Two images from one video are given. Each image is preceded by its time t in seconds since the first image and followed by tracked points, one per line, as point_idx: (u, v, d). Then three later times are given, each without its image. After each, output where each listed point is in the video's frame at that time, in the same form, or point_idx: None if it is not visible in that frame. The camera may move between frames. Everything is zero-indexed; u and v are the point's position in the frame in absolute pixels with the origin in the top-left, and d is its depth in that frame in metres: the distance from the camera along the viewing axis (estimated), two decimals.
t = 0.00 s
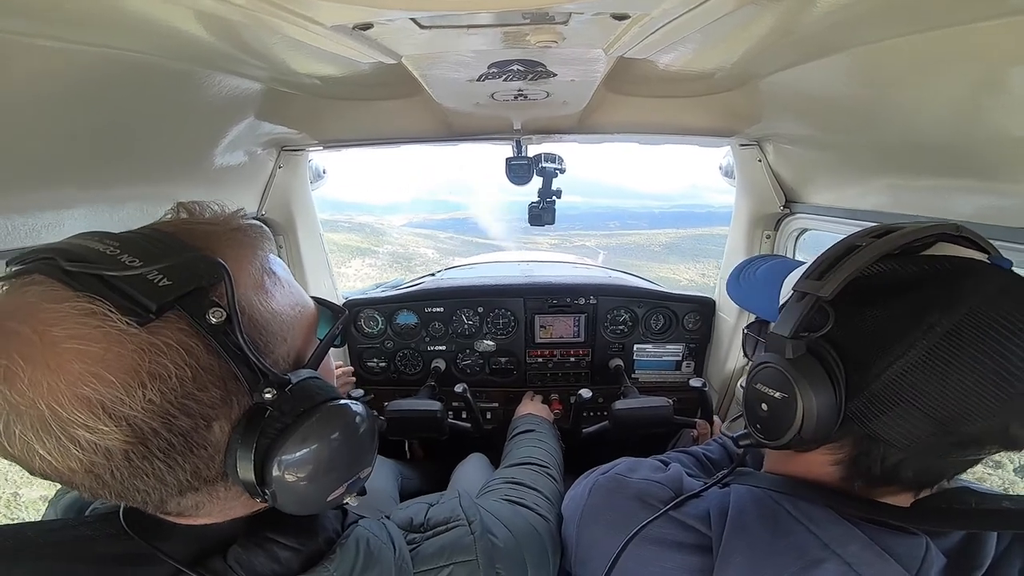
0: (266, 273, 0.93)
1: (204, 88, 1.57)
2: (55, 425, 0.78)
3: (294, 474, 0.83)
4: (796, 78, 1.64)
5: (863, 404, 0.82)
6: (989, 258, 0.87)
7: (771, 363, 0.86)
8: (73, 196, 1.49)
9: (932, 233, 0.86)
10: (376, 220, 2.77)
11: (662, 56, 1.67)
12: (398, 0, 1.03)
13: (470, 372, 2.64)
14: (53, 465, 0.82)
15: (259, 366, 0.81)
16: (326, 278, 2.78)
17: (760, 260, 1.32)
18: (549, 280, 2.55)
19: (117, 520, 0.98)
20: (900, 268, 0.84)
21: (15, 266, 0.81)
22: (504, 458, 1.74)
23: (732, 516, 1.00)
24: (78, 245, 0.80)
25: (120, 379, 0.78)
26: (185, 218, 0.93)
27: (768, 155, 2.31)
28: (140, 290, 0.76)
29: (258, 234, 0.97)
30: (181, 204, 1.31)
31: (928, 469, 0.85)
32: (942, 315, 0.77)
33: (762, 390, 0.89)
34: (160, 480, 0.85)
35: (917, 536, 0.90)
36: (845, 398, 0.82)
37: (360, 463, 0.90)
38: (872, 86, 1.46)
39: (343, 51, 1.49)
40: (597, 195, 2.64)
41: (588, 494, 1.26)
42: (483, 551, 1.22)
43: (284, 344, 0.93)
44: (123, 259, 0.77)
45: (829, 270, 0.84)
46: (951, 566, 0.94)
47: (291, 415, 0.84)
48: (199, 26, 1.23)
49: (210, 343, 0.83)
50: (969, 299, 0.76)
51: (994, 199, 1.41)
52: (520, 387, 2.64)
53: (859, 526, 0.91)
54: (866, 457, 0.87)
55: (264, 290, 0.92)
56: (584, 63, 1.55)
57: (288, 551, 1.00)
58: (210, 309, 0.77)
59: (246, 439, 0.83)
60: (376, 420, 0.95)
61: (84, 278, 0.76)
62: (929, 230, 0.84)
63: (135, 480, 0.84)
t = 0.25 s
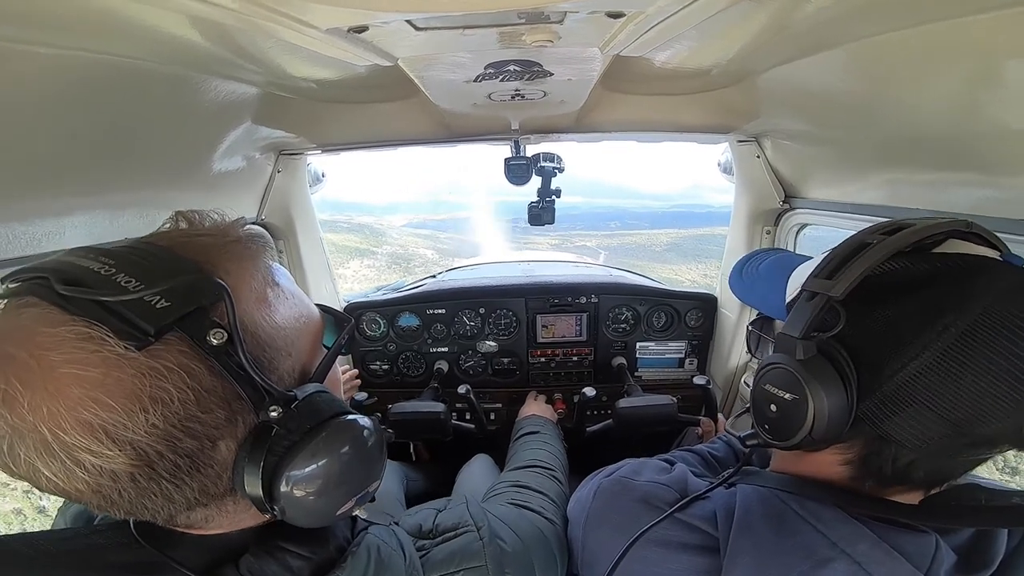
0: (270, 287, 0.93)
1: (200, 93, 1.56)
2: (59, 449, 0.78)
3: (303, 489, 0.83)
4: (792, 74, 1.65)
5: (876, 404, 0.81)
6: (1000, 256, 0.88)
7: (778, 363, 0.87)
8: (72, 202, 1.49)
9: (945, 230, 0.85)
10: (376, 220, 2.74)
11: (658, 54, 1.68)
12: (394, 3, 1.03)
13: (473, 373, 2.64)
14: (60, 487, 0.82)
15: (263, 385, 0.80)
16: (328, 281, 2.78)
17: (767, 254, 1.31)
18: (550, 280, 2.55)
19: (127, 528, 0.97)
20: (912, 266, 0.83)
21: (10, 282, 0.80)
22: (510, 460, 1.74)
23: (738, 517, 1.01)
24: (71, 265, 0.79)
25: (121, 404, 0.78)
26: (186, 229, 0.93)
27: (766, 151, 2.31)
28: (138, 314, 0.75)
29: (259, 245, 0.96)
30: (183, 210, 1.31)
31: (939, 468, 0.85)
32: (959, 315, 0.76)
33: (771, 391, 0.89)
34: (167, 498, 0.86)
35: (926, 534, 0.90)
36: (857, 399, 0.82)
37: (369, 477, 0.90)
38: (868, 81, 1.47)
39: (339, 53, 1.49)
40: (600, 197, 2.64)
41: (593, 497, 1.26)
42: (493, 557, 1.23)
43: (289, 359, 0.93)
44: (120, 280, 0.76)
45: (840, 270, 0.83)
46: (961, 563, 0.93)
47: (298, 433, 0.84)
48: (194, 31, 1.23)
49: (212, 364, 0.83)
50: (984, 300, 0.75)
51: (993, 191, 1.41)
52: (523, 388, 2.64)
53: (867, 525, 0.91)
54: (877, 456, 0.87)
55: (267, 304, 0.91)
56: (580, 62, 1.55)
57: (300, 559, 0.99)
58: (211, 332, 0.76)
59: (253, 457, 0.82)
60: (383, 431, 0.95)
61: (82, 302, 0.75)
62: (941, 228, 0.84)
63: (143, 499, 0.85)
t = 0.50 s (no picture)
0: (266, 283, 0.93)
1: (200, 96, 1.56)
2: (56, 443, 0.78)
3: (301, 485, 0.83)
4: (792, 75, 1.65)
5: (890, 409, 0.81)
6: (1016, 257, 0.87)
7: (790, 367, 0.86)
8: (74, 206, 1.49)
9: (964, 231, 0.84)
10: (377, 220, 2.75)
11: (658, 56, 1.68)
12: (394, 5, 1.03)
13: (475, 375, 2.64)
14: (59, 482, 0.82)
15: (261, 380, 0.80)
16: (329, 285, 2.77)
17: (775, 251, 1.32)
18: (551, 282, 2.55)
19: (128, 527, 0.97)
20: (931, 269, 0.82)
21: (11, 280, 0.81)
22: (511, 461, 1.74)
23: (743, 515, 1.00)
24: (71, 262, 0.79)
25: (117, 398, 0.77)
26: (184, 228, 0.93)
27: (767, 153, 2.31)
28: (135, 308, 0.75)
29: (256, 242, 0.96)
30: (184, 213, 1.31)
31: (950, 471, 0.86)
32: (980, 322, 0.75)
33: (783, 395, 0.88)
34: (165, 494, 0.85)
35: (932, 533, 0.90)
36: (871, 403, 0.82)
37: (368, 471, 0.90)
38: (868, 82, 1.46)
39: (340, 56, 1.49)
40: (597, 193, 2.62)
41: (597, 494, 1.25)
42: (493, 556, 1.22)
43: (288, 355, 0.93)
44: (118, 276, 0.76)
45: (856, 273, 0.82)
46: (966, 563, 0.93)
47: (296, 428, 0.83)
48: (195, 34, 1.23)
49: (208, 358, 0.82)
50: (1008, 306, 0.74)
51: (994, 191, 1.41)
52: (525, 390, 2.64)
53: (874, 524, 0.91)
54: (889, 460, 0.87)
55: (265, 301, 0.91)
56: (580, 65, 1.55)
57: (300, 557, 0.98)
58: (209, 325, 0.76)
59: (249, 452, 0.82)
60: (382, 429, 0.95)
61: (79, 297, 0.75)
62: (960, 230, 0.83)
63: (141, 495, 0.84)
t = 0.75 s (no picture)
0: (268, 288, 0.93)
1: (200, 99, 1.56)
2: (56, 446, 0.78)
3: (300, 488, 0.83)
4: (792, 74, 1.65)
5: (892, 409, 0.81)
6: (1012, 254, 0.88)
7: (790, 368, 0.86)
8: (75, 210, 1.49)
9: (959, 229, 0.84)
10: (378, 219, 2.74)
11: (657, 56, 1.68)
12: (393, 7, 1.03)
13: (477, 377, 2.63)
14: (59, 484, 0.83)
15: (259, 385, 0.79)
16: (331, 287, 2.76)
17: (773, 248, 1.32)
18: (553, 283, 2.55)
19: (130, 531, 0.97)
20: (930, 267, 0.82)
21: (13, 286, 0.81)
22: (513, 463, 1.74)
23: (744, 515, 1.00)
24: (71, 266, 0.79)
25: (117, 402, 0.77)
26: (185, 234, 0.94)
27: (767, 152, 2.31)
28: (136, 313, 0.75)
29: (256, 247, 0.96)
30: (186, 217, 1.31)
31: (953, 468, 0.86)
32: (981, 321, 0.74)
33: (783, 397, 0.87)
34: (165, 497, 0.85)
35: (934, 532, 0.90)
36: (873, 403, 0.82)
37: (367, 474, 0.89)
38: (868, 80, 1.47)
39: (339, 59, 1.49)
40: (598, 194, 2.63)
41: (599, 495, 1.25)
42: (494, 557, 1.22)
43: (287, 359, 0.93)
44: (117, 281, 0.76)
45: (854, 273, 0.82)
46: (971, 561, 0.93)
47: (294, 432, 0.83)
48: (194, 38, 1.23)
49: (205, 361, 0.82)
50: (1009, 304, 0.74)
51: (995, 188, 1.41)
52: (527, 391, 2.64)
53: (873, 521, 0.91)
54: (892, 460, 0.88)
55: (264, 305, 0.91)
56: (579, 65, 1.55)
57: (302, 560, 0.98)
58: (206, 330, 0.76)
59: (248, 455, 0.82)
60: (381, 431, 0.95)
61: (80, 302, 0.75)
62: (955, 228, 0.83)
63: (140, 498, 0.84)
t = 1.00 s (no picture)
0: (251, 289, 0.92)
1: (199, 99, 1.56)
2: (42, 456, 0.78)
3: (293, 490, 0.82)
4: (791, 74, 1.65)
5: (891, 411, 0.81)
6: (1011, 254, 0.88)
7: (788, 371, 0.85)
8: (75, 210, 1.49)
9: (958, 229, 0.84)
10: (380, 217, 2.72)
11: (655, 56, 1.68)
12: (390, 7, 1.03)
13: (476, 377, 2.63)
14: (48, 494, 0.83)
15: (245, 388, 0.80)
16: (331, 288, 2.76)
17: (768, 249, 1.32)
18: (552, 283, 2.55)
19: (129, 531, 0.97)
20: (928, 269, 0.82)
21: None
22: (513, 463, 1.74)
23: (743, 516, 1.00)
24: (47, 277, 0.79)
25: (98, 410, 0.77)
26: (164, 237, 0.93)
27: (766, 152, 2.31)
28: (111, 320, 0.74)
29: (237, 248, 0.96)
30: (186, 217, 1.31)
31: (954, 470, 0.86)
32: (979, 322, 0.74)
33: (783, 399, 0.87)
34: (157, 502, 0.85)
35: (933, 532, 0.90)
36: (872, 405, 0.82)
37: (362, 474, 0.89)
38: (866, 80, 1.47)
39: (338, 59, 1.48)
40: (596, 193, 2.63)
41: (597, 497, 1.25)
42: (494, 557, 1.22)
43: (273, 360, 0.93)
44: (91, 289, 0.75)
45: (853, 275, 0.82)
46: (970, 561, 0.93)
47: (284, 434, 0.83)
48: (193, 38, 1.23)
49: (187, 367, 0.82)
50: (1008, 304, 0.74)
51: (994, 187, 1.41)
52: (526, 391, 2.63)
53: (874, 523, 0.91)
54: (892, 461, 0.88)
55: (249, 306, 0.91)
56: (579, 65, 1.55)
57: (301, 561, 0.98)
58: (186, 335, 0.76)
59: (239, 461, 0.83)
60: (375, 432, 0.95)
61: (54, 312, 0.74)
62: (954, 228, 0.84)
63: (132, 504, 0.84)
